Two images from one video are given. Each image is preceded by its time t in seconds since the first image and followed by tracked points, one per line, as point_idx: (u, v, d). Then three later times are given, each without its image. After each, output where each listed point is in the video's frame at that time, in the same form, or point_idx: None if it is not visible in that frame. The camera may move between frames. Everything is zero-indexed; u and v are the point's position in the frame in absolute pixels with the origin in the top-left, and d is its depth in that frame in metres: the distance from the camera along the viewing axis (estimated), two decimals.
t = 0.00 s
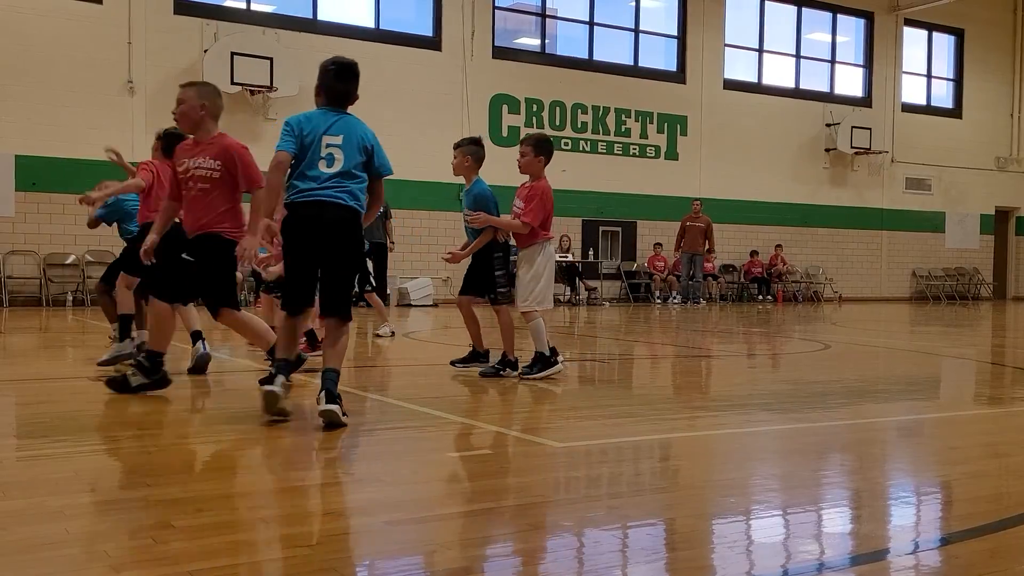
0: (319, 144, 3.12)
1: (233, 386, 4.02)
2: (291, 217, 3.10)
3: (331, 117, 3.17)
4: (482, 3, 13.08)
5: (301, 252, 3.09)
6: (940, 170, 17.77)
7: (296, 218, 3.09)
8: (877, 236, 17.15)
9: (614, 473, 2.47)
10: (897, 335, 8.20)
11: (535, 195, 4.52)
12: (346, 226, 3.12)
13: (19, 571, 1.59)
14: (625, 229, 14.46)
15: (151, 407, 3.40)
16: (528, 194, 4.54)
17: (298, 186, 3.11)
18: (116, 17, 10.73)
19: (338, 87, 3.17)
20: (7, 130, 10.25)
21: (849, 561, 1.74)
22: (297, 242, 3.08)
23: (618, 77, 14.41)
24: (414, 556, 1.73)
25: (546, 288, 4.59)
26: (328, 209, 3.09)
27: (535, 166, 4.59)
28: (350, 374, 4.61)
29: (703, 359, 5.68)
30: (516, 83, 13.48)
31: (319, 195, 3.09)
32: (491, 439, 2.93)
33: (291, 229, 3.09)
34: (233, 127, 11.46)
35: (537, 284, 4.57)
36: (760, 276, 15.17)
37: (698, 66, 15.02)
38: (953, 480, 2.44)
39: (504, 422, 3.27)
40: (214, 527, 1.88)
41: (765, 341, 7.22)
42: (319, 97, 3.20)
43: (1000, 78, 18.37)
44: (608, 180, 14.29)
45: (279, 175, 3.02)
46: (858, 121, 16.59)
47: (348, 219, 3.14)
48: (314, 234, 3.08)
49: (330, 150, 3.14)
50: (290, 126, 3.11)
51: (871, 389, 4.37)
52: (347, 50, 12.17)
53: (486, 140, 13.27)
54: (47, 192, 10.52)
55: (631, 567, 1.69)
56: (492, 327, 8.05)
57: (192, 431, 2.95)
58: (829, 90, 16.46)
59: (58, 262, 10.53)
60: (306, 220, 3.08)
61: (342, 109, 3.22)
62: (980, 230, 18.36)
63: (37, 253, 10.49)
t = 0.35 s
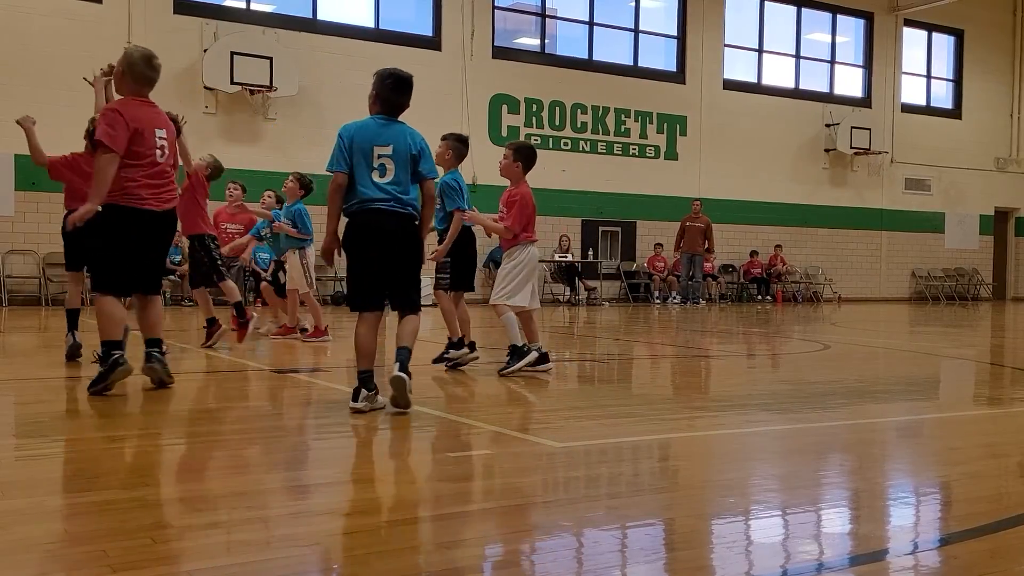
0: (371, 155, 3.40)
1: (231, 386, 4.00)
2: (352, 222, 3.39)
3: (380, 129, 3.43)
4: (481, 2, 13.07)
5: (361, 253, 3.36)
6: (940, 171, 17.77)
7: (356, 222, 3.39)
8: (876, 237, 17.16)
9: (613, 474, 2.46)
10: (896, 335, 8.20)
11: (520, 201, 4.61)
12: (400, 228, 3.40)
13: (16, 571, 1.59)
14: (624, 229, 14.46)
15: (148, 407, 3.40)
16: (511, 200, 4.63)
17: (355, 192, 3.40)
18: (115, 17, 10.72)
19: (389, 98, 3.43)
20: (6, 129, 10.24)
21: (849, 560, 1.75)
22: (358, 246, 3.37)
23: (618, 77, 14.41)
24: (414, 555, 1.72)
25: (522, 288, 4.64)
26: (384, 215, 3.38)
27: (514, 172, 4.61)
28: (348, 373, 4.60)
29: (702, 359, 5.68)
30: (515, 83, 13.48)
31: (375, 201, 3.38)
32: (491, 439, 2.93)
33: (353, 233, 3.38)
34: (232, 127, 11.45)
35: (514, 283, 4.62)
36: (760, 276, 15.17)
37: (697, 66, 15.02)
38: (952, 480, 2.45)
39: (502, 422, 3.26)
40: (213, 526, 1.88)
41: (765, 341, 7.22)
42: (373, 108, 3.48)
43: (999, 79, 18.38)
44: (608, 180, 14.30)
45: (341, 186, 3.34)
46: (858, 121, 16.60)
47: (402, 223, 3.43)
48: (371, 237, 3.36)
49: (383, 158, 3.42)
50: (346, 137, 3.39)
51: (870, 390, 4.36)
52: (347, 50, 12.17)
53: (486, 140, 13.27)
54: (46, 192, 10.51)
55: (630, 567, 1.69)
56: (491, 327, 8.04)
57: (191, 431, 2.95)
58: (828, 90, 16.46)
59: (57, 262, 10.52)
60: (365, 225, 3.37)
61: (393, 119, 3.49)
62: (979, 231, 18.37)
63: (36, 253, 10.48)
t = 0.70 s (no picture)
0: (420, 165, 3.63)
1: (231, 386, 4.00)
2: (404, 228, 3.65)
3: (428, 139, 3.65)
4: (482, 2, 13.07)
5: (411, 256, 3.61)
6: (941, 172, 17.76)
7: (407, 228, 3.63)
8: (877, 237, 17.15)
9: (614, 474, 2.47)
10: (896, 335, 8.20)
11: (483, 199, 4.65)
12: (446, 233, 3.61)
13: (12, 570, 1.58)
14: (625, 229, 14.47)
15: (149, 406, 3.40)
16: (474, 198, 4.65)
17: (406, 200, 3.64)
18: (116, 17, 10.73)
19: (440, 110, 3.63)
20: (7, 129, 10.25)
21: (850, 561, 1.75)
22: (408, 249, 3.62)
23: (619, 77, 14.41)
24: (415, 556, 1.73)
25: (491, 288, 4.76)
26: (431, 221, 3.61)
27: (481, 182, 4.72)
28: (347, 373, 4.60)
29: (703, 359, 5.68)
30: (516, 83, 13.48)
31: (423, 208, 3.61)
32: (491, 440, 2.92)
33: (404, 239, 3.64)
34: (233, 127, 11.45)
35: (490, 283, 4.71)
36: (760, 276, 15.17)
37: (697, 66, 15.01)
38: (953, 481, 2.45)
39: (503, 422, 3.26)
40: (213, 526, 1.88)
41: (765, 341, 7.22)
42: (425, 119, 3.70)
43: (1000, 79, 18.38)
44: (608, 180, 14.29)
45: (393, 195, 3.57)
46: (858, 121, 16.60)
47: (447, 228, 3.64)
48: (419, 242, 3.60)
49: (431, 168, 3.64)
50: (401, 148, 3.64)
51: (871, 390, 4.36)
52: (347, 50, 12.17)
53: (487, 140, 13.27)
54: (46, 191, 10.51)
55: (631, 568, 1.69)
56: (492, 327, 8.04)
57: (192, 431, 2.95)
58: (829, 90, 16.46)
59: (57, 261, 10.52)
60: (415, 230, 3.61)
61: (443, 129, 3.70)
62: (979, 231, 18.36)
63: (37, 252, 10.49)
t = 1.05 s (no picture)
0: (446, 174, 4.00)
1: (231, 386, 4.00)
2: (432, 232, 4.01)
3: (453, 151, 4.01)
4: (483, 3, 13.07)
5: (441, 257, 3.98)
6: (942, 173, 17.76)
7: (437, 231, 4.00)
8: (878, 238, 17.14)
9: (614, 474, 2.47)
10: (897, 335, 8.21)
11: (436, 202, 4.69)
12: (467, 237, 3.99)
13: (11, 570, 1.59)
14: (626, 230, 14.48)
15: (149, 407, 3.40)
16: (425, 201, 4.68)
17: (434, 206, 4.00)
18: (117, 17, 10.73)
19: (464, 122, 4.04)
20: (7, 129, 10.25)
21: (849, 561, 1.75)
22: (438, 251, 3.99)
23: (620, 78, 14.41)
24: (415, 555, 1.73)
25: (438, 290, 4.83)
26: (459, 225, 3.99)
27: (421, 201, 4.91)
28: (347, 373, 4.60)
29: (703, 359, 5.69)
30: (516, 84, 13.48)
31: (451, 213, 3.99)
32: (492, 439, 2.93)
33: (432, 242, 4.00)
34: (234, 128, 11.45)
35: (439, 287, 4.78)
36: (761, 277, 15.18)
37: (698, 67, 15.01)
38: (953, 481, 2.45)
39: (503, 422, 3.27)
40: (210, 526, 1.89)
41: (765, 342, 7.23)
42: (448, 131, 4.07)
43: (1001, 79, 18.38)
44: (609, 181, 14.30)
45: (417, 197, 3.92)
46: (859, 122, 16.59)
47: (469, 232, 4.02)
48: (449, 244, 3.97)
49: (456, 177, 4.01)
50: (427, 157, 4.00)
51: (872, 390, 4.37)
52: (348, 51, 12.18)
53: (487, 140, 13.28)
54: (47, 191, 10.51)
55: (631, 568, 1.69)
56: (493, 327, 8.05)
57: (193, 430, 2.95)
58: (830, 91, 16.45)
59: (58, 261, 10.52)
60: (442, 235, 3.99)
61: (464, 141, 4.09)
62: (980, 231, 18.36)
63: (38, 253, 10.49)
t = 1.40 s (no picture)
0: (467, 179, 4.16)
1: (232, 387, 4.00)
2: (448, 233, 4.13)
3: (473, 156, 4.18)
4: (484, 3, 13.08)
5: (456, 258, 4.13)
6: (943, 173, 17.75)
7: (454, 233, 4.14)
8: (879, 238, 17.14)
9: (615, 475, 2.47)
10: (898, 336, 8.21)
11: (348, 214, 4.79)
12: (483, 240, 4.17)
13: (13, 571, 1.59)
14: (627, 231, 14.49)
15: (150, 407, 3.40)
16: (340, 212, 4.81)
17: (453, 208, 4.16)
18: (118, 18, 10.74)
19: (481, 128, 4.22)
20: (9, 129, 10.25)
21: (850, 562, 1.75)
22: (454, 252, 4.13)
23: (621, 78, 14.42)
24: (416, 556, 1.73)
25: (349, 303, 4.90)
26: (477, 227, 4.16)
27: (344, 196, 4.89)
28: (348, 374, 4.60)
29: (704, 360, 5.70)
30: (518, 85, 13.49)
31: (470, 216, 4.16)
32: (493, 440, 2.93)
33: (450, 242, 4.14)
34: (235, 128, 11.47)
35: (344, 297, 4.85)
36: (762, 277, 15.19)
37: (699, 68, 15.02)
38: (954, 482, 2.45)
39: (505, 423, 3.28)
40: (212, 527, 1.89)
41: (766, 343, 7.23)
42: (463, 136, 4.24)
43: (1002, 80, 18.37)
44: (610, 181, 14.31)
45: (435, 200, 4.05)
46: (860, 122, 16.59)
47: (484, 236, 4.21)
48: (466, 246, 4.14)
49: (476, 182, 4.18)
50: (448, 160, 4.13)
51: (873, 391, 4.37)
52: (349, 52, 12.18)
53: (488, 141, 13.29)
54: (48, 192, 10.52)
55: (633, 569, 1.70)
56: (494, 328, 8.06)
57: (194, 431, 2.95)
58: (831, 92, 16.45)
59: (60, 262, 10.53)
60: (460, 237, 4.14)
61: (479, 146, 4.26)
62: (981, 232, 18.35)
63: (39, 253, 10.49)
